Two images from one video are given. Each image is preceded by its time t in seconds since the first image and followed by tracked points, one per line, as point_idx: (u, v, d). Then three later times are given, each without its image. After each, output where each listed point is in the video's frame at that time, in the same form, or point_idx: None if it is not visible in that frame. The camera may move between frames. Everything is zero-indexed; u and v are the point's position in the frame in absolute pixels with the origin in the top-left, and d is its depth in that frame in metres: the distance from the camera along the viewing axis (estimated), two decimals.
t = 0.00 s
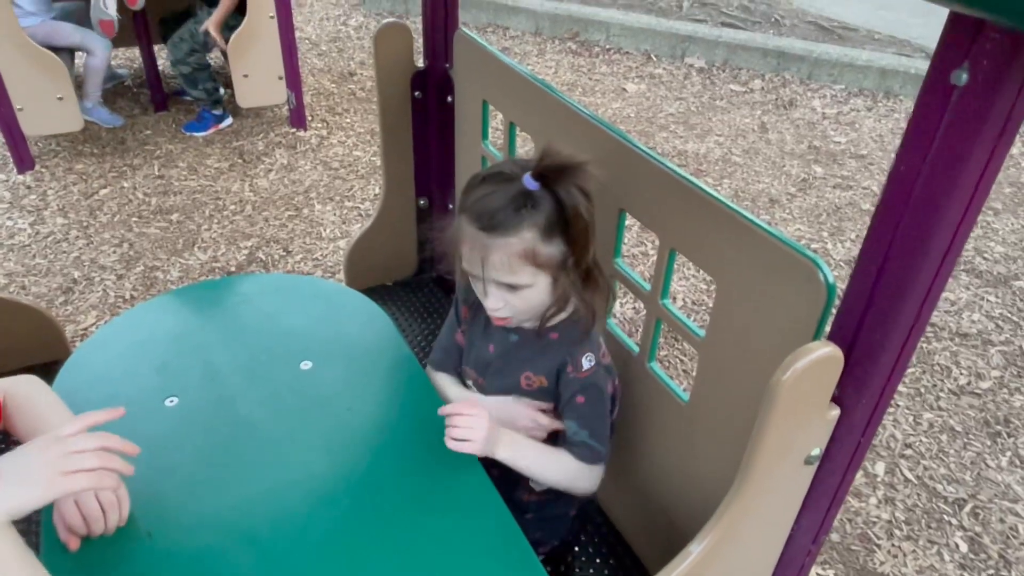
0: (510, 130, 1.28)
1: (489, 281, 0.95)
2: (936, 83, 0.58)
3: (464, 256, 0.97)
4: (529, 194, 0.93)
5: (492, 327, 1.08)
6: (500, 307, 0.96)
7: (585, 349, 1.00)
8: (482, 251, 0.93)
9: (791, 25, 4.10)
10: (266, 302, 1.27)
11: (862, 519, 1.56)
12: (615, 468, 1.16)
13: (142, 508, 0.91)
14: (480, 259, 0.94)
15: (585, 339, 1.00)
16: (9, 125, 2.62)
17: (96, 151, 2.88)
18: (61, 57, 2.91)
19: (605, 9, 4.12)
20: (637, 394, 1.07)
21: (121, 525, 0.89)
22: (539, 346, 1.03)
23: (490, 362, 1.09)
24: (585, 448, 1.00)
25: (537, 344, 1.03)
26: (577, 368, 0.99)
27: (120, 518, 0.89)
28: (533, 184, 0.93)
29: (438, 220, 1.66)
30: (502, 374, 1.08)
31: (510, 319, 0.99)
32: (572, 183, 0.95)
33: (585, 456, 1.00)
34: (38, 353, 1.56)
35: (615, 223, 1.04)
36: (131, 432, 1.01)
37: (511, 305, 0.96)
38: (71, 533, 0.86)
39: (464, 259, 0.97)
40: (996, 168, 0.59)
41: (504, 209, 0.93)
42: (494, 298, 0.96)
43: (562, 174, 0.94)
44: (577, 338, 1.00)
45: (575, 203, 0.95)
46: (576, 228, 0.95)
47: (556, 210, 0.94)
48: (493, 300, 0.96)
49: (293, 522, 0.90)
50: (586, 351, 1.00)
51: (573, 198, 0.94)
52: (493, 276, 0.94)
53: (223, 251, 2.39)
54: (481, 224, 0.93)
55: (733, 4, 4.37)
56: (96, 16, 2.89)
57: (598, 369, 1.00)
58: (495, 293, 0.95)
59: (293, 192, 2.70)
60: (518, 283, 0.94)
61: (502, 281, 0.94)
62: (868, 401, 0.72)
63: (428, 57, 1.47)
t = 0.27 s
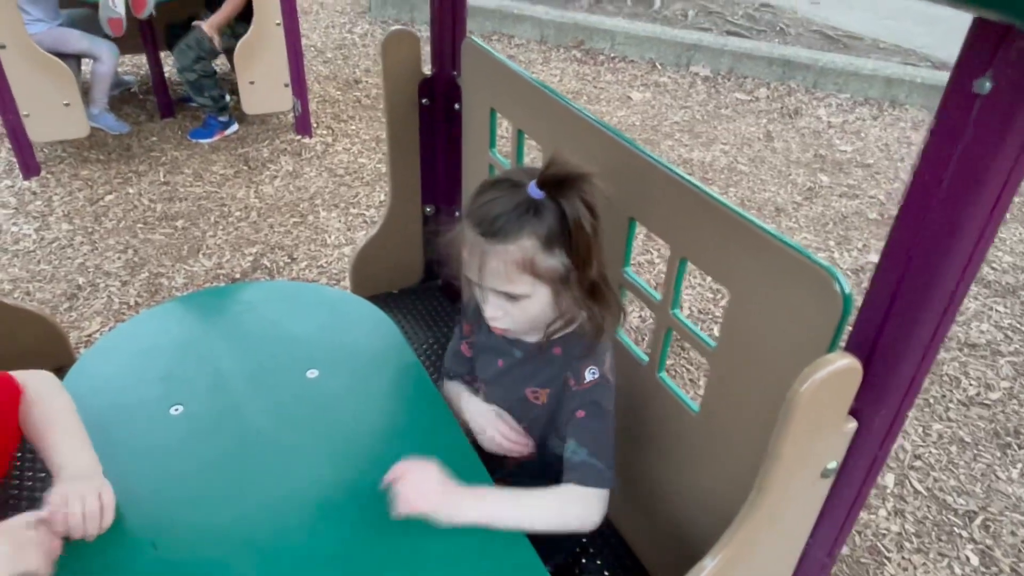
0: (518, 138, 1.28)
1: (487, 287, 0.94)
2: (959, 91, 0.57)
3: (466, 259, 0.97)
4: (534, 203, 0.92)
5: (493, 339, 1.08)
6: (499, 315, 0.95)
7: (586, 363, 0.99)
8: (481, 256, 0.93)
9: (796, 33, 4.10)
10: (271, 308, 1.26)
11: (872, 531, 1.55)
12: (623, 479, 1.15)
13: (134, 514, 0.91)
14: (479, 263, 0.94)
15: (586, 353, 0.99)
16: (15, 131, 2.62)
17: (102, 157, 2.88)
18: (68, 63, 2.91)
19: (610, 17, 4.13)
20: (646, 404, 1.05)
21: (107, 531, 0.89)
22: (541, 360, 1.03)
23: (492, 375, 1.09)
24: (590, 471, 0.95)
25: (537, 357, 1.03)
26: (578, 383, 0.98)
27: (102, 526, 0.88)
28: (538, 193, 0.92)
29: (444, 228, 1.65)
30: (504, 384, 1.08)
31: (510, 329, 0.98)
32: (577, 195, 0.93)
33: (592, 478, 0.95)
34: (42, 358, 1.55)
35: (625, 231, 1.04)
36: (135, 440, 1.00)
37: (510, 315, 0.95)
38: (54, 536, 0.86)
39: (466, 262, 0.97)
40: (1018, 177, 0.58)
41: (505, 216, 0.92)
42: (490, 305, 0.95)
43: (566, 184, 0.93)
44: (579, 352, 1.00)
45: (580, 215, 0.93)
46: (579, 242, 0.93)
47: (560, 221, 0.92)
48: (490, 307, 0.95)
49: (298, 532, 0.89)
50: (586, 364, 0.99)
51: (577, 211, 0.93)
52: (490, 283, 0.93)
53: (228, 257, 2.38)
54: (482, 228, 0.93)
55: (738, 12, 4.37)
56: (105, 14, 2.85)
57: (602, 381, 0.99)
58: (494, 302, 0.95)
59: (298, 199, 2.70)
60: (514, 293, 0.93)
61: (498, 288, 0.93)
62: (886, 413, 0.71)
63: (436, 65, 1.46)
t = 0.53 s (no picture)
0: (526, 140, 1.26)
1: (476, 302, 0.89)
2: (986, 87, 0.56)
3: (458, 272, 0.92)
4: (546, 219, 0.88)
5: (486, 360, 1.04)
6: (481, 335, 0.90)
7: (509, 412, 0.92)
8: (477, 266, 0.88)
9: (802, 41, 4.09)
10: (275, 311, 1.24)
11: (883, 542, 1.52)
12: (632, 486, 1.12)
13: (130, 520, 0.88)
14: (473, 272, 0.89)
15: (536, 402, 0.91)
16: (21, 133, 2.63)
17: (107, 161, 2.87)
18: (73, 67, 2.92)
19: (616, 25, 4.12)
20: (656, 409, 1.03)
21: (100, 536, 0.86)
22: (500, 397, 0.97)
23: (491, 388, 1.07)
24: (446, 513, 0.83)
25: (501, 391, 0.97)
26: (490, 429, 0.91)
27: (94, 532, 0.86)
28: (552, 211, 0.88)
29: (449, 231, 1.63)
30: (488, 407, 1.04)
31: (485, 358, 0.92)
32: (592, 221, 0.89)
33: (444, 523, 0.83)
34: (43, 359, 1.53)
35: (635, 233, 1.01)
36: (134, 442, 0.98)
37: (493, 338, 0.89)
38: (43, 539, 0.84)
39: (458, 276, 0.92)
40: None
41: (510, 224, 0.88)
42: (474, 323, 0.90)
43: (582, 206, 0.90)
44: (525, 404, 0.92)
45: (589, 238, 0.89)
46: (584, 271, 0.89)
47: (568, 243, 0.88)
48: (473, 325, 0.90)
49: (300, 538, 0.87)
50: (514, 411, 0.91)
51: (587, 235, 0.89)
52: (481, 299, 0.88)
53: (232, 261, 2.37)
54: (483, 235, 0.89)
55: (744, 20, 4.37)
56: None
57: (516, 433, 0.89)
58: (481, 320, 0.89)
59: (303, 203, 2.69)
60: (502, 313, 0.88)
61: (486, 305, 0.88)
62: (906, 421, 0.69)
63: (443, 66, 1.45)
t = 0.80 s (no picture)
0: (531, 140, 1.25)
1: (467, 323, 0.87)
2: (1004, 80, 0.56)
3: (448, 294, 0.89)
4: (543, 239, 0.86)
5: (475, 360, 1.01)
6: (469, 356, 0.88)
7: (498, 411, 0.90)
8: (471, 287, 0.85)
9: (807, 47, 4.09)
10: (276, 310, 1.23)
11: (888, 549, 1.50)
12: (636, 489, 1.11)
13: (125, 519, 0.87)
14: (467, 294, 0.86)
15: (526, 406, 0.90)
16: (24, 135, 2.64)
17: (110, 162, 2.87)
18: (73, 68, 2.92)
19: (620, 30, 4.12)
20: (661, 411, 1.02)
21: (96, 534, 0.85)
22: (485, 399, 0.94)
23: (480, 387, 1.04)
24: (438, 518, 0.82)
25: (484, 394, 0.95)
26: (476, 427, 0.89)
27: (91, 528, 0.85)
28: (547, 227, 0.86)
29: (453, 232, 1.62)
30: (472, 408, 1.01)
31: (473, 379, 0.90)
32: (590, 241, 0.87)
33: (433, 526, 0.82)
34: (41, 357, 1.52)
35: (640, 233, 1.00)
36: (133, 441, 0.97)
37: (478, 358, 0.88)
38: (42, 538, 0.83)
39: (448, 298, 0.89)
40: None
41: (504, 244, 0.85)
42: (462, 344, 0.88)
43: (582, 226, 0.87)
44: (516, 406, 0.90)
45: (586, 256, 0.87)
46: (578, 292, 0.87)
47: (562, 264, 0.86)
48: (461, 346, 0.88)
49: (300, 540, 0.86)
50: (493, 412, 0.90)
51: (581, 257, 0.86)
52: (472, 319, 0.86)
53: (234, 263, 2.36)
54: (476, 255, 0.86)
55: (749, 26, 4.36)
56: None
57: (504, 430, 0.88)
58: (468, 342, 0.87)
59: (306, 205, 2.68)
60: (493, 334, 0.86)
61: (477, 327, 0.86)
62: (918, 424, 0.68)
63: (447, 66, 1.45)
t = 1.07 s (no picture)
0: (540, 133, 1.26)
1: (505, 272, 0.87)
2: (1019, 67, 0.56)
3: (480, 251, 0.91)
4: (568, 184, 0.89)
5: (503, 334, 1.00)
6: (509, 307, 0.87)
7: (563, 366, 0.91)
8: (506, 234, 0.87)
9: (814, 47, 4.08)
10: (285, 301, 1.24)
11: (894, 546, 1.50)
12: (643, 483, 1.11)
13: (137, 505, 0.88)
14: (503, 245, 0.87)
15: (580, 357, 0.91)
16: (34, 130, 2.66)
17: (118, 156, 2.88)
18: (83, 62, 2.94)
19: (627, 29, 4.12)
20: (669, 404, 1.02)
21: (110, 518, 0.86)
22: (532, 363, 0.94)
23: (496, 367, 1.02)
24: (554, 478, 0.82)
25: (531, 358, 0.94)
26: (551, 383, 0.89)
27: (107, 512, 0.85)
28: (567, 172, 0.90)
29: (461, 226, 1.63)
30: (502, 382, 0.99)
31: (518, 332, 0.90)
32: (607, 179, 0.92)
33: (551, 488, 0.81)
34: (50, 346, 1.53)
35: (650, 225, 1.01)
36: (143, 429, 0.98)
37: (520, 306, 0.87)
38: (57, 519, 0.83)
39: (479, 255, 0.91)
40: None
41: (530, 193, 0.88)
42: (501, 296, 0.88)
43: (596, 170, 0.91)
44: (568, 357, 0.92)
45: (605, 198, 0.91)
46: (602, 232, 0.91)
47: (587, 206, 0.89)
48: (501, 298, 0.88)
49: (310, 527, 0.86)
50: (560, 367, 0.91)
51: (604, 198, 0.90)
52: (511, 266, 0.87)
53: (241, 257, 2.37)
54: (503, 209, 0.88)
55: (756, 26, 4.36)
56: None
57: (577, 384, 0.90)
58: (507, 292, 0.87)
59: (313, 201, 2.69)
60: (534, 277, 0.86)
61: (515, 272, 0.87)
62: (929, 412, 0.68)
63: (457, 60, 1.45)
